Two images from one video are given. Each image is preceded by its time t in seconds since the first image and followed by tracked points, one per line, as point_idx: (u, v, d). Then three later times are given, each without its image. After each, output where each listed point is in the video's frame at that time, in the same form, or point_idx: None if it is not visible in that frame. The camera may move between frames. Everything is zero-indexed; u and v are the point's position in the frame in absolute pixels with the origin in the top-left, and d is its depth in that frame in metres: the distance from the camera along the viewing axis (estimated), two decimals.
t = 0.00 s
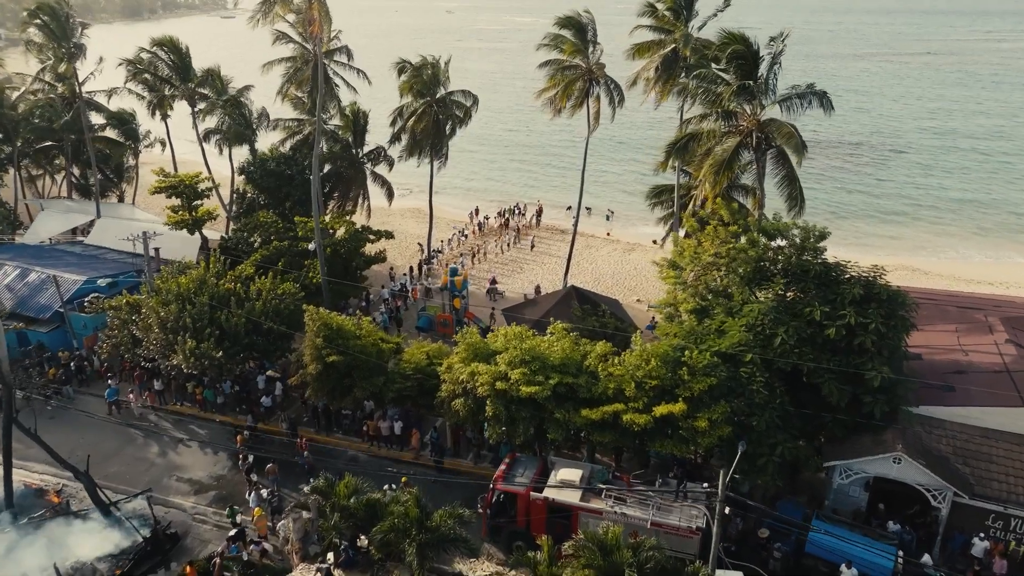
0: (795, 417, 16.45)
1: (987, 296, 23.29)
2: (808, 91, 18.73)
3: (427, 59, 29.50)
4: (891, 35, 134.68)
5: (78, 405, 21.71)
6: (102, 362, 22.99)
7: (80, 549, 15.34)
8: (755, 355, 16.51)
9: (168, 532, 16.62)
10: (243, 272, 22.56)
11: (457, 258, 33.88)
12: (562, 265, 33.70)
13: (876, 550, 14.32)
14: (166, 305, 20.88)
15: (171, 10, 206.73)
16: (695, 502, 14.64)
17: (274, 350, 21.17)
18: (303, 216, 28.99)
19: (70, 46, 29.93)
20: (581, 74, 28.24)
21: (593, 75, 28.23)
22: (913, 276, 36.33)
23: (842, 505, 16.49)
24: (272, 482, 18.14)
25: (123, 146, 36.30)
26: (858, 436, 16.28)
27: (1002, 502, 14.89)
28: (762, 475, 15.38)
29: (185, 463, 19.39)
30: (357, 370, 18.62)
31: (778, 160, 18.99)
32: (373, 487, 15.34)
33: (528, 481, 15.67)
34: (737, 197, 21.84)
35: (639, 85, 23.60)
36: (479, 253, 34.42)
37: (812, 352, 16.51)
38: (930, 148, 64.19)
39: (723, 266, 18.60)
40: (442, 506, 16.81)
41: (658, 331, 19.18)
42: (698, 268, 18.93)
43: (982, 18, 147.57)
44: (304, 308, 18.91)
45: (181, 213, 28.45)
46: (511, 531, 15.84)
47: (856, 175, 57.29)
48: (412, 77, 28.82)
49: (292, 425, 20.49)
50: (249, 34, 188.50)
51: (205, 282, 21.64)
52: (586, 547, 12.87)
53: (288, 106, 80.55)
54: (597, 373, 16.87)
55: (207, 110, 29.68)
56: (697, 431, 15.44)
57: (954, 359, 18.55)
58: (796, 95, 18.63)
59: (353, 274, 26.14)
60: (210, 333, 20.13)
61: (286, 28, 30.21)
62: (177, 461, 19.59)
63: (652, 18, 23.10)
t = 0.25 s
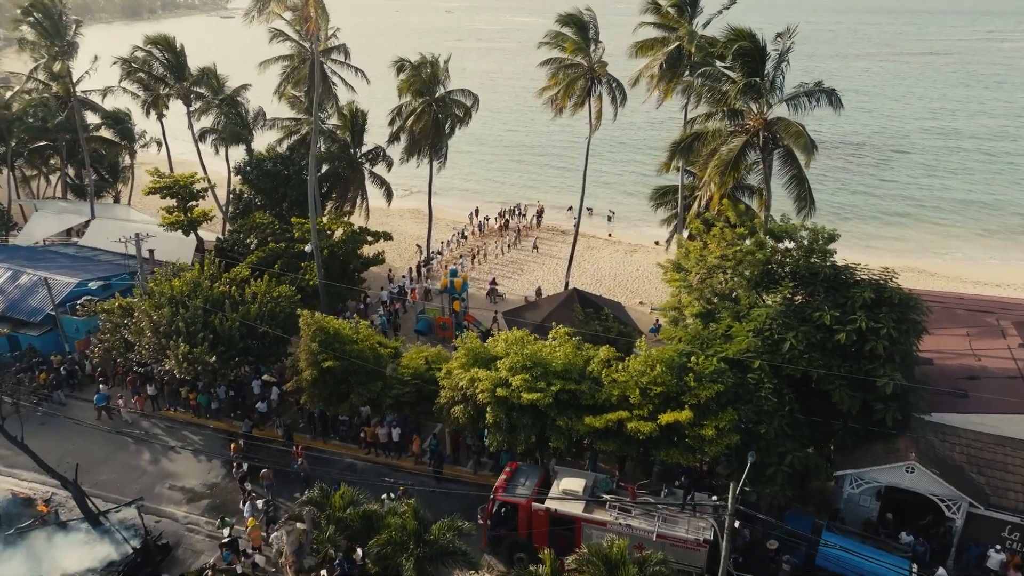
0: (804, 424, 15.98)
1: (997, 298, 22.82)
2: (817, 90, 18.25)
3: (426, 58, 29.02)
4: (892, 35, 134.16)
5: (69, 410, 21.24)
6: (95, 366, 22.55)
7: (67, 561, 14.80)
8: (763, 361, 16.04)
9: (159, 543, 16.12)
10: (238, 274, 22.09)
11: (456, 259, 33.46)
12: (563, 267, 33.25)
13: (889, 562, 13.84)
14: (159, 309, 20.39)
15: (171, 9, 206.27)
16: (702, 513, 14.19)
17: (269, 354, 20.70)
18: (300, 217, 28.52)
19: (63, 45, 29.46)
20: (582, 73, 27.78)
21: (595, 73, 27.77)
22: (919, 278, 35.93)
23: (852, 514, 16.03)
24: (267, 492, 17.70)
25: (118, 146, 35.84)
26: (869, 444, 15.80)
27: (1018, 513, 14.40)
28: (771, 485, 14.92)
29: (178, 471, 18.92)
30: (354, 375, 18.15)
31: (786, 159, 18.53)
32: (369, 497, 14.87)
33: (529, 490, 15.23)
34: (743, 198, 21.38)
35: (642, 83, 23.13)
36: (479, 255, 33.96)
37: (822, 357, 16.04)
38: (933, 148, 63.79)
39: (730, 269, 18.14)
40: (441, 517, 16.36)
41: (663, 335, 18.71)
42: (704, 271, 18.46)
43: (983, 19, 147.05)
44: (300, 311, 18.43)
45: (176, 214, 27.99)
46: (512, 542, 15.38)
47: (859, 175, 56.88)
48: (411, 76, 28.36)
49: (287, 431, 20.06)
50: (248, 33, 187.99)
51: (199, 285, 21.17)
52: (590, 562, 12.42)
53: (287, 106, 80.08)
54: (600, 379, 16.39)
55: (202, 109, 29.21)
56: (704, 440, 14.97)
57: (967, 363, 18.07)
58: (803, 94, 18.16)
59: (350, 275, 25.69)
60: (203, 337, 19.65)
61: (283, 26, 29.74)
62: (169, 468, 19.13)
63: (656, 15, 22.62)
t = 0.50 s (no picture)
0: (814, 432, 15.50)
1: (1008, 301, 22.34)
2: (825, 87, 17.76)
3: (425, 56, 28.54)
4: (892, 35, 133.87)
5: (59, 416, 20.75)
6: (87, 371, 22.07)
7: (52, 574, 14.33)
8: (772, 367, 15.57)
9: (149, 554, 15.65)
10: (233, 277, 21.61)
11: (456, 261, 32.99)
12: (564, 269, 32.79)
13: None
14: (151, 313, 19.90)
15: (170, 9, 205.76)
16: (709, 525, 13.71)
17: (264, 359, 20.21)
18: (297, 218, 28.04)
19: (56, 43, 28.96)
20: (584, 72, 27.29)
21: (597, 72, 27.27)
22: (924, 280, 35.46)
23: (863, 524, 15.51)
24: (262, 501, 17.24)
25: (113, 146, 35.36)
26: (881, 452, 15.30)
27: None
28: (780, 496, 14.45)
29: (170, 479, 18.45)
30: (350, 381, 17.68)
31: (794, 159, 18.07)
32: (366, 509, 14.39)
33: (531, 501, 14.75)
34: (749, 198, 20.90)
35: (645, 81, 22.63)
36: (478, 256, 33.50)
37: (832, 363, 15.56)
38: (935, 148, 63.36)
39: (737, 272, 17.67)
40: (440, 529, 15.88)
41: (668, 339, 18.26)
42: (710, 273, 18.00)
43: (985, 19, 146.60)
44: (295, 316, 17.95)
45: (170, 215, 27.49)
46: (513, 554, 14.90)
47: (862, 175, 56.43)
48: (410, 75, 27.91)
49: (283, 437, 19.60)
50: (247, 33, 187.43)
51: (192, 288, 20.68)
52: None
53: (285, 107, 79.62)
54: (604, 386, 15.93)
55: (197, 108, 28.73)
56: (711, 449, 14.50)
57: (980, 369, 17.57)
58: (812, 92, 17.67)
59: (348, 277, 25.25)
60: (196, 341, 19.16)
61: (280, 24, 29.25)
62: (162, 476, 18.66)
63: (660, 12, 22.13)
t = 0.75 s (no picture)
0: (824, 440, 15.02)
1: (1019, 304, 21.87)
2: (835, 85, 17.26)
3: (424, 54, 28.06)
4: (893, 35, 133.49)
5: (49, 422, 20.26)
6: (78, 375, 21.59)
7: None
8: (782, 374, 15.08)
9: (139, 567, 15.15)
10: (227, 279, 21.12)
11: (456, 262, 32.54)
12: (566, 270, 32.34)
13: None
14: (142, 316, 19.40)
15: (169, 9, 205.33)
16: (718, 538, 13.22)
17: (259, 363, 19.73)
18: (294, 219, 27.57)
19: (49, 41, 28.49)
20: (586, 70, 26.79)
21: (599, 70, 26.79)
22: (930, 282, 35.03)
23: (875, 536, 15.03)
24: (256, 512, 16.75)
25: (108, 145, 34.88)
26: (894, 461, 14.81)
27: None
28: (791, 507, 13.97)
29: (162, 487, 17.96)
30: (346, 387, 17.19)
31: (802, 159, 17.60)
32: (361, 521, 13.90)
33: (532, 512, 14.26)
34: (755, 199, 20.44)
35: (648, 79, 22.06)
36: (479, 258, 33.06)
37: (844, 369, 15.07)
38: (938, 149, 62.94)
39: (745, 274, 17.20)
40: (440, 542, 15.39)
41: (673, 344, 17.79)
42: (716, 276, 17.52)
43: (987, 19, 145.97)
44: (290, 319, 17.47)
45: (165, 216, 27.01)
46: (515, 567, 14.42)
47: (865, 176, 55.99)
48: (409, 73, 27.44)
49: (278, 444, 19.12)
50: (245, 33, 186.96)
51: (185, 291, 20.22)
52: None
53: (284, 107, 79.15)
54: (608, 393, 15.45)
55: (193, 107, 28.26)
56: (719, 458, 14.03)
57: (994, 375, 17.09)
58: (821, 90, 17.17)
59: (345, 279, 24.81)
60: (189, 346, 18.68)
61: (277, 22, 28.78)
62: (153, 484, 18.17)
63: (664, 8, 21.64)
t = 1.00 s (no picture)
0: (836, 449, 14.54)
1: None
2: (845, 83, 16.77)
3: (423, 52, 27.58)
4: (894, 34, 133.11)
5: (39, 428, 19.78)
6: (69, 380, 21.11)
7: None
8: (792, 381, 14.60)
9: None
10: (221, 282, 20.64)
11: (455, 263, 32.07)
12: (567, 272, 31.88)
13: None
14: (134, 320, 18.92)
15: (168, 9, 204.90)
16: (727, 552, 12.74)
17: (253, 368, 19.25)
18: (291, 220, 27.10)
19: (42, 39, 28.01)
20: (587, 68, 26.30)
21: (601, 68, 26.30)
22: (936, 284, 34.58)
23: (889, 548, 14.56)
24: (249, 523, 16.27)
25: (103, 145, 34.41)
26: (907, 471, 14.31)
27: None
28: (802, 519, 13.49)
29: (153, 495, 17.48)
30: (343, 393, 16.72)
31: (811, 158, 17.08)
32: (357, 533, 13.41)
33: (534, 524, 13.79)
34: (761, 200, 19.93)
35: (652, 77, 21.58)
36: (479, 259, 32.59)
37: (856, 376, 14.59)
38: (941, 149, 62.51)
39: (752, 276, 16.73)
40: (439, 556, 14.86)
41: (678, 348, 17.31)
42: (723, 279, 17.05)
43: (989, 19, 145.48)
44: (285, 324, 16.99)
45: (159, 217, 26.53)
46: None
47: (868, 176, 55.54)
48: (408, 72, 26.97)
49: (273, 451, 18.64)
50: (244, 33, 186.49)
51: (178, 294, 19.75)
52: None
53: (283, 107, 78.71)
54: (612, 399, 14.98)
55: (188, 106, 27.79)
56: (728, 468, 13.56)
57: (1009, 380, 16.61)
58: (830, 87, 16.67)
59: (343, 281, 24.34)
60: (182, 350, 18.21)
61: (273, 19, 28.25)
62: (145, 493, 17.69)
63: (668, 4, 21.16)
